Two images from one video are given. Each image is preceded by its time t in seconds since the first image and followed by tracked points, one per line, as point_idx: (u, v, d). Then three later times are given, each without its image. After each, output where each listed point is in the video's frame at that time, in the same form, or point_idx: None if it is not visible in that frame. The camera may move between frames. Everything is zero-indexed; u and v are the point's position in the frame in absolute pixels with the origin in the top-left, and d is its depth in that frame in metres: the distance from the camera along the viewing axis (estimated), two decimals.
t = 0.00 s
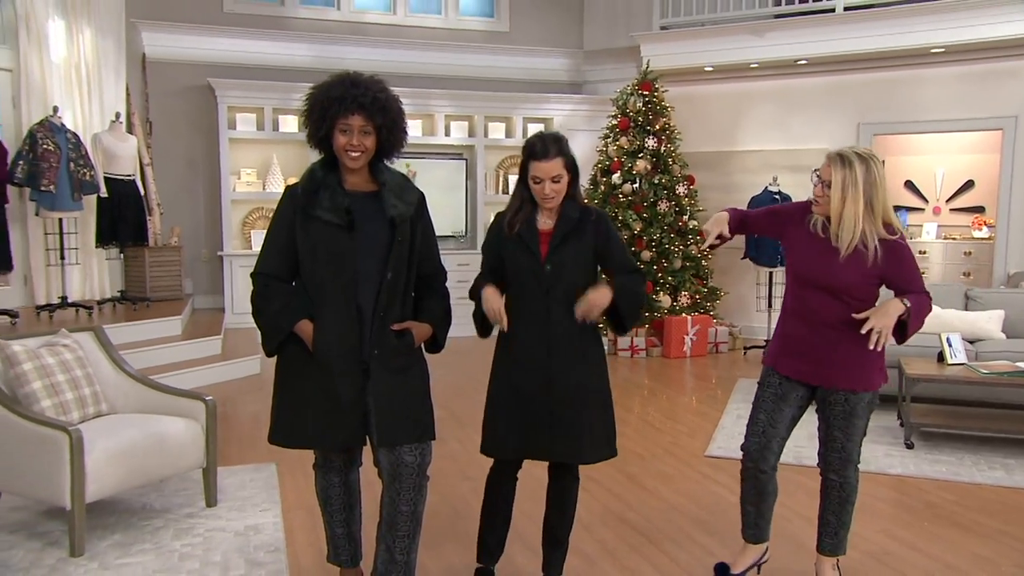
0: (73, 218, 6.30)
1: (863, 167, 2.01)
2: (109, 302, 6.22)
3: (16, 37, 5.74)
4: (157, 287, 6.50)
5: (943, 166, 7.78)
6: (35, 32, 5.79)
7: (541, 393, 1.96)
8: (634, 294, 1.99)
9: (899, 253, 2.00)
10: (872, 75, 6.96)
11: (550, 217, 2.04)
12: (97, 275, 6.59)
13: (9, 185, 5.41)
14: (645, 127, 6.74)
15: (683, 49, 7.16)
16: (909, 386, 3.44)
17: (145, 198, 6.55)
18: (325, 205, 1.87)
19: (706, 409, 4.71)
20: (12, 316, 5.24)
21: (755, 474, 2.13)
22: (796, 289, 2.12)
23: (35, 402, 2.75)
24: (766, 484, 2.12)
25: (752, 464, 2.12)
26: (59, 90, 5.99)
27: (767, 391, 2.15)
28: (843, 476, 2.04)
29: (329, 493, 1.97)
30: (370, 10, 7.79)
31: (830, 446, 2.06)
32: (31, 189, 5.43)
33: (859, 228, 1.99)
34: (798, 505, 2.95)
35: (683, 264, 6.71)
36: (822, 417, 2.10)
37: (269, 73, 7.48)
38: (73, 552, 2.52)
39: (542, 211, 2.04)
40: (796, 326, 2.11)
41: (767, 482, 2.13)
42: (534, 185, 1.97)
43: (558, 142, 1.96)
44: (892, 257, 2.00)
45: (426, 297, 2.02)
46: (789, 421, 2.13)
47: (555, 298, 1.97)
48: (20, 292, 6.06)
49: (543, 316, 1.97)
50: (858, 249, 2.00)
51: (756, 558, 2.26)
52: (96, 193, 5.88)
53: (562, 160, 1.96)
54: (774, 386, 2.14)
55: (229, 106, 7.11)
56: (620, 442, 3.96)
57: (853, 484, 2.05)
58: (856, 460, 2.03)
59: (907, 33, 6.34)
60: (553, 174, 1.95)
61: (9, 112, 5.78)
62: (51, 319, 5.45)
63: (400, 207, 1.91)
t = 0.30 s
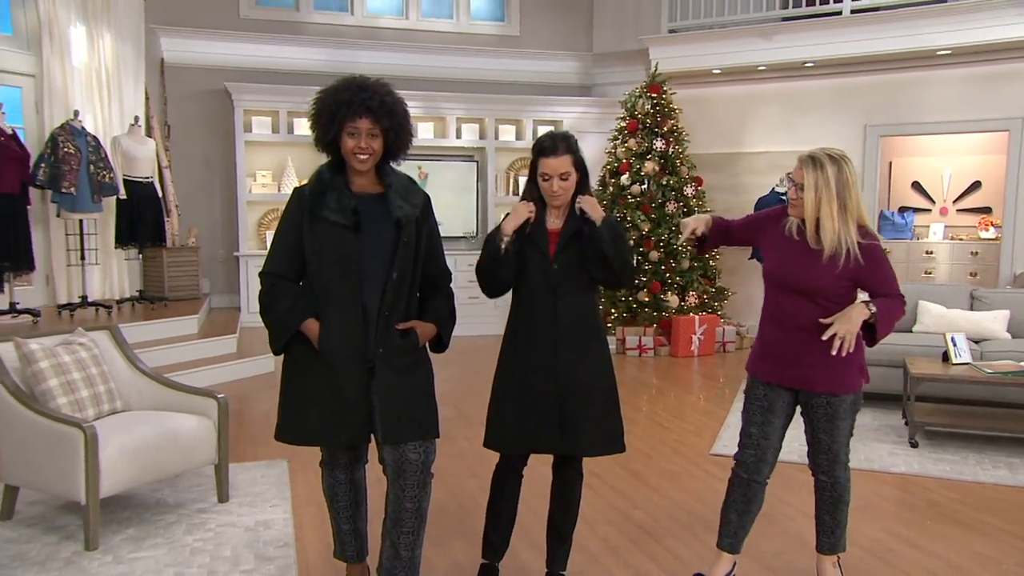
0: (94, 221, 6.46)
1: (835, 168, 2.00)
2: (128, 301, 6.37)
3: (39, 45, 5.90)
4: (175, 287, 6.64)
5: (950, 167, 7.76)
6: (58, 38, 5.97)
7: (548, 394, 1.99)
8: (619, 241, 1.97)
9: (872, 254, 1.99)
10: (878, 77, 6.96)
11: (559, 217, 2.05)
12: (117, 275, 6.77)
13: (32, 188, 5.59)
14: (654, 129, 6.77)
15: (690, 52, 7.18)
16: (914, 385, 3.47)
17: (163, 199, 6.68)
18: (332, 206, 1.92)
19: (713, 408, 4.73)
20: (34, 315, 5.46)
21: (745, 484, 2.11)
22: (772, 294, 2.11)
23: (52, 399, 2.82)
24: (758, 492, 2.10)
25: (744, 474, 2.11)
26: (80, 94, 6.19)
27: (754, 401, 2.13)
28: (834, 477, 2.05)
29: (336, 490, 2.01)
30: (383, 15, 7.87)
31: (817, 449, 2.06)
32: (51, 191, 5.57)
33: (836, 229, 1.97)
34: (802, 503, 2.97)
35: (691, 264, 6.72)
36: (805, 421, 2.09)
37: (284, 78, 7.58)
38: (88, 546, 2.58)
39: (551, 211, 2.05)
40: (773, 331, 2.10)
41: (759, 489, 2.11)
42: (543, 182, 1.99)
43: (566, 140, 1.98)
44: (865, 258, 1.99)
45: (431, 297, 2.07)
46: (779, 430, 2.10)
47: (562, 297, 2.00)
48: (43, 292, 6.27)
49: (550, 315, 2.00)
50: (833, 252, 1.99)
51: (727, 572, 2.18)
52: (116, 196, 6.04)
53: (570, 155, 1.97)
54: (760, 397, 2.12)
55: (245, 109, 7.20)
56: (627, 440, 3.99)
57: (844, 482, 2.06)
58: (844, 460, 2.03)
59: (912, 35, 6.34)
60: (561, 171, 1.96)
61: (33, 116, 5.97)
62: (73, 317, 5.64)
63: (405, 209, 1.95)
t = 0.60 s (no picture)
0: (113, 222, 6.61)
1: (795, 164, 1.99)
2: (146, 300, 6.50)
3: (61, 49, 6.13)
4: (191, 287, 6.77)
5: (956, 168, 7.73)
6: (78, 43, 6.17)
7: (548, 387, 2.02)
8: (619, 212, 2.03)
9: (831, 253, 1.97)
10: (885, 79, 6.96)
11: (562, 216, 2.09)
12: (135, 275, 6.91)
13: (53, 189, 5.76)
14: (661, 130, 6.80)
15: (697, 55, 7.21)
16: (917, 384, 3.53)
17: (180, 201, 6.79)
18: (338, 207, 1.97)
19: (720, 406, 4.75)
20: (54, 314, 5.62)
21: (731, 482, 2.06)
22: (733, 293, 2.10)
23: (67, 396, 2.89)
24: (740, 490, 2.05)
25: (726, 474, 2.07)
26: (100, 96, 6.36)
27: (717, 401, 2.09)
28: (809, 483, 2.01)
29: (342, 486, 2.06)
30: (395, 18, 7.93)
31: (785, 455, 2.02)
32: (72, 193, 5.72)
33: (793, 223, 1.96)
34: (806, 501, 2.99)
35: (698, 264, 6.68)
36: (769, 426, 2.05)
37: (297, 81, 7.66)
38: (102, 540, 2.63)
39: (553, 209, 2.09)
40: (732, 330, 2.08)
41: (743, 487, 2.07)
42: (546, 176, 2.02)
43: (571, 138, 2.01)
44: (825, 256, 1.97)
45: (435, 296, 2.11)
46: (749, 430, 2.06)
47: (562, 293, 2.04)
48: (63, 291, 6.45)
49: (549, 311, 2.03)
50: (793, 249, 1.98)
51: None
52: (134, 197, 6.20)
53: (573, 151, 2.00)
54: (722, 397, 2.08)
55: (260, 112, 7.28)
56: (633, 438, 4.02)
57: (821, 485, 2.03)
58: (814, 466, 1.99)
59: (919, 37, 6.32)
60: (564, 165, 1.99)
61: (54, 121, 6.12)
62: (91, 317, 5.79)
63: (410, 210, 1.99)
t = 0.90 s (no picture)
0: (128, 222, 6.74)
1: (760, 164, 1.91)
2: (160, 299, 6.61)
3: (79, 54, 6.33)
4: (204, 286, 6.88)
5: (960, 168, 7.71)
6: (95, 48, 6.35)
7: (549, 380, 2.06)
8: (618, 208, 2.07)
9: (800, 250, 1.89)
10: (889, 80, 6.96)
11: (561, 216, 2.12)
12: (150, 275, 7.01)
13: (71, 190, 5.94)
14: (667, 132, 6.81)
15: (702, 57, 7.24)
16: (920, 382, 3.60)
17: (194, 202, 6.88)
18: (343, 207, 2.01)
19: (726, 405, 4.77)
20: (70, 313, 5.76)
21: (717, 480, 2.03)
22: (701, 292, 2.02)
23: (78, 393, 2.95)
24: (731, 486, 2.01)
25: (711, 473, 2.03)
26: (117, 100, 6.56)
27: (693, 400, 2.02)
28: (778, 490, 1.89)
29: (345, 483, 2.09)
30: (404, 22, 8.00)
31: (752, 458, 1.90)
32: (88, 194, 5.91)
33: (757, 224, 1.89)
34: (807, 499, 3.01)
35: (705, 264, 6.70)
36: (738, 427, 1.94)
37: (308, 83, 7.72)
38: (112, 534, 2.68)
39: (553, 210, 2.13)
40: (702, 330, 2.00)
41: (731, 484, 2.04)
42: (545, 176, 2.07)
43: (570, 138, 2.06)
44: (793, 253, 1.89)
45: (438, 294, 2.15)
46: (725, 428, 1.98)
47: (562, 291, 2.07)
48: (80, 289, 6.60)
49: (548, 307, 2.07)
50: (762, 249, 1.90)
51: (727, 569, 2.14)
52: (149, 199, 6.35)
53: (572, 151, 2.05)
54: (699, 397, 2.00)
55: (272, 114, 7.36)
56: (637, 436, 4.05)
57: (790, 494, 1.91)
58: (783, 470, 1.88)
59: (923, 38, 6.32)
60: (563, 166, 2.04)
61: (72, 122, 6.35)
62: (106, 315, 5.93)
63: (412, 210, 2.03)
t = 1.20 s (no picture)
0: (148, 221, 6.86)
1: (749, 162, 1.89)
2: (179, 297, 6.72)
3: (100, 56, 6.47)
4: (222, 284, 6.96)
5: (975, 167, 7.63)
6: (117, 51, 6.48)
7: (556, 380, 2.07)
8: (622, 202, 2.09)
9: (794, 250, 1.85)
10: (904, 79, 6.90)
11: (565, 215, 2.14)
12: (170, 274, 7.11)
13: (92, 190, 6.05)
14: (679, 131, 6.80)
15: (715, 57, 7.22)
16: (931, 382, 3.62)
17: (212, 202, 6.97)
18: (354, 207, 1.99)
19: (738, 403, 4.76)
20: (91, 311, 5.87)
21: (723, 481, 2.03)
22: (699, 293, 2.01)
23: (95, 389, 3.00)
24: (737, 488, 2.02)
25: (717, 475, 2.03)
26: (138, 101, 6.68)
27: (695, 402, 2.02)
28: (775, 495, 1.85)
29: (354, 479, 2.11)
30: (419, 23, 8.04)
31: (750, 460, 1.87)
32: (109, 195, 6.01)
33: (746, 224, 1.88)
34: (817, 498, 3.00)
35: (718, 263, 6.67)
36: (737, 429, 1.93)
37: (324, 85, 7.79)
38: (127, 527, 2.72)
39: (557, 209, 2.15)
40: (699, 332, 2.00)
41: (738, 484, 2.04)
42: (550, 177, 2.09)
43: (573, 139, 2.10)
44: (788, 254, 1.85)
45: (447, 293, 2.15)
46: (726, 432, 1.97)
47: (569, 289, 2.09)
48: (102, 287, 6.72)
49: (555, 302, 2.09)
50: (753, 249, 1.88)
51: (736, 568, 2.15)
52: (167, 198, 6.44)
53: (577, 152, 2.09)
54: (700, 399, 2.00)
55: (289, 115, 7.43)
56: (649, 434, 4.06)
57: (789, 500, 1.87)
58: (781, 475, 1.84)
59: (938, 36, 6.27)
60: (569, 167, 2.07)
61: (94, 124, 6.55)
62: (126, 313, 6.04)
63: (423, 210, 2.03)
